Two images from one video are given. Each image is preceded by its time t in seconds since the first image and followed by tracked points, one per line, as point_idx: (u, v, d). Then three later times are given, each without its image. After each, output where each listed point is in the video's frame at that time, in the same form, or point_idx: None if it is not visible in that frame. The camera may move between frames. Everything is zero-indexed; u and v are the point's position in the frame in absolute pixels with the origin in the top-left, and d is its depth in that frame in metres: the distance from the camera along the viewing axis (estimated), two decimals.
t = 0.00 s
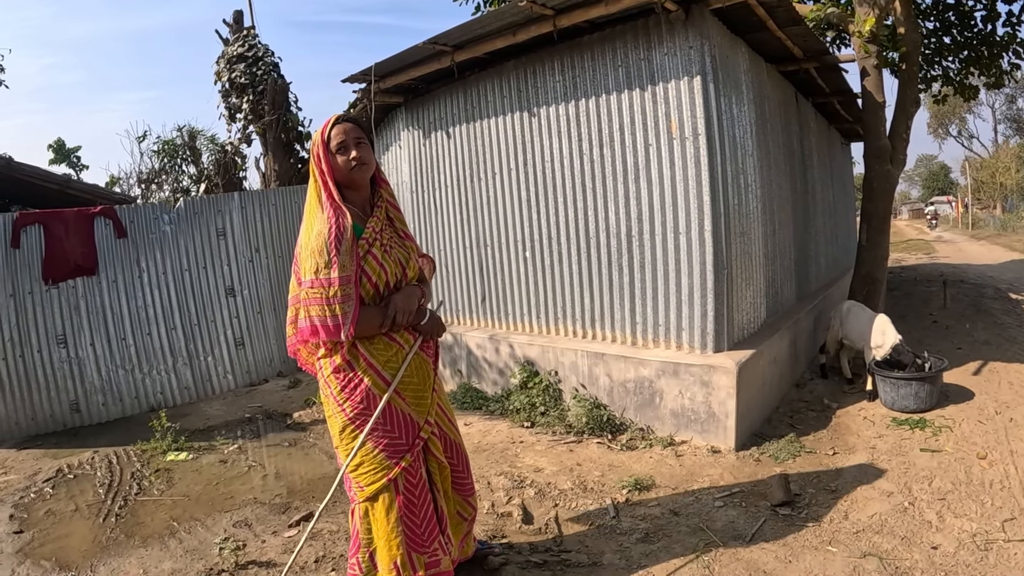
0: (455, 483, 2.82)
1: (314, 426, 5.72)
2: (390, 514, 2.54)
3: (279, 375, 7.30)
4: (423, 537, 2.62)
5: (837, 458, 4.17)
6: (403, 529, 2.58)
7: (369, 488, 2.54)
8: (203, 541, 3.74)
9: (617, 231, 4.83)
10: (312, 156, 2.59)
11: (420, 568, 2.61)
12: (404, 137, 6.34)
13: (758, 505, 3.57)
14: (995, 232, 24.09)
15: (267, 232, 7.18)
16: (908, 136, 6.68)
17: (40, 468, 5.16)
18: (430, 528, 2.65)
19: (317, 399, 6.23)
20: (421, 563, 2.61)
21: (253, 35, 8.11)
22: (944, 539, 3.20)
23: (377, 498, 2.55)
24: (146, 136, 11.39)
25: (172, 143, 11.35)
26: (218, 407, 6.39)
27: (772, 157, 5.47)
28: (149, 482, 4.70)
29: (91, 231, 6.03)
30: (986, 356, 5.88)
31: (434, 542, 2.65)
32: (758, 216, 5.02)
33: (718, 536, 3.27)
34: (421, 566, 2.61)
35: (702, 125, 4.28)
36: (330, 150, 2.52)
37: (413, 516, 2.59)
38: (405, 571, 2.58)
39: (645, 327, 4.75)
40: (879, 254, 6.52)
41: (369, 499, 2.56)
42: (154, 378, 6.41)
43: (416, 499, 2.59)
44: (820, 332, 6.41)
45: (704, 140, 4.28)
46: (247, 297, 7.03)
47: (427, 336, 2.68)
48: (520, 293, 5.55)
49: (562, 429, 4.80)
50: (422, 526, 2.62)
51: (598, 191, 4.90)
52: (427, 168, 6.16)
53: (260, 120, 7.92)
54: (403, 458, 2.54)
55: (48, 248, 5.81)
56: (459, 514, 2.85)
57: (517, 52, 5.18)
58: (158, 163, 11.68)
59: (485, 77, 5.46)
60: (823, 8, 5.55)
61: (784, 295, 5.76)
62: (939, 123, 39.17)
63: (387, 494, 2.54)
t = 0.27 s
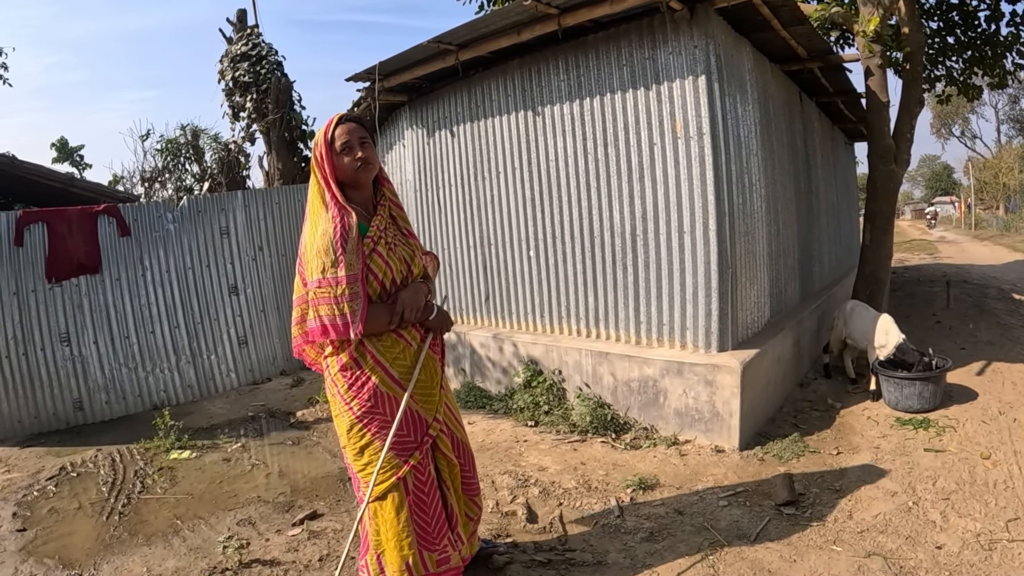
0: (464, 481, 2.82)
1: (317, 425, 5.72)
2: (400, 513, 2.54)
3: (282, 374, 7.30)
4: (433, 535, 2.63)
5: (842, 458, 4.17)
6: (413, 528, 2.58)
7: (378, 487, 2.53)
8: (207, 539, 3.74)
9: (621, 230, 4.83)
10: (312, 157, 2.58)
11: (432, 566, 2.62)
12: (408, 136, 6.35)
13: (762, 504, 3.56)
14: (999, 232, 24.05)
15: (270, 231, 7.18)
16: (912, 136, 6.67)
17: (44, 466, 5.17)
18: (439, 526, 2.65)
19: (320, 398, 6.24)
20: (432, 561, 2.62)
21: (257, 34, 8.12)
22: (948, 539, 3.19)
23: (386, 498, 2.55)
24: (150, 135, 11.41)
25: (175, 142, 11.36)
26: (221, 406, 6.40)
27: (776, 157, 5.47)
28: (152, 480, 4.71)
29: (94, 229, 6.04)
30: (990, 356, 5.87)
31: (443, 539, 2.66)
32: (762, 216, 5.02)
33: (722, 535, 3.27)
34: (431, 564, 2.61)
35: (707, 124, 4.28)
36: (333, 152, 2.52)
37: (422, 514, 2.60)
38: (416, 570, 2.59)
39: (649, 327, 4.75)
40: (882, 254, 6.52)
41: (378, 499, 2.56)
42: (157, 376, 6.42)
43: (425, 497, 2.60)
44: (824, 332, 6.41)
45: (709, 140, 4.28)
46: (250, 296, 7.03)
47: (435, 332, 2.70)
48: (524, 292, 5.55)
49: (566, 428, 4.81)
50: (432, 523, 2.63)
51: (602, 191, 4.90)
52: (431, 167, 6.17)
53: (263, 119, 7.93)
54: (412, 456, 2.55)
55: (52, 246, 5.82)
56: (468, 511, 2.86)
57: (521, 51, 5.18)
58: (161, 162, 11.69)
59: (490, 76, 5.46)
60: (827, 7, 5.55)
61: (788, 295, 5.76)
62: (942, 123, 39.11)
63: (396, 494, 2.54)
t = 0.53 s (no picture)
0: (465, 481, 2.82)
1: (319, 424, 5.73)
2: (399, 512, 2.54)
3: (283, 373, 7.30)
4: (433, 535, 2.63)
5: (843, 456, 4.17)
6: (413, 528, 2.58)
7: (377, 485, 2.54)
8: (209, 538, 3.75)
9: (622, 229, 4.83)
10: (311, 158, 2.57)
11: (431, 567, 2.62)
12: (409, 134, 6.35)
13: (763, 503, 3.57)
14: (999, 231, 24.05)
15: (271, 230, 7.18)
16: (913, 135, 6.67)
17: (46, 465, 5.17)
18: (439, 526, 2.65)
19: (322, 396, 6.24)
20: (431, 561, 2.62)
21: (258, 33, 8.12)
22: (950, 537, 3.19)
23: (386, 496, 2.55)
24: (150, 134, 11.42)
25: (176, 141, 11.37)
26: (223, 405, 6.40)
27: (778, 156, 5.47)
28: (154, 479, 4.71)
29: (96, 229, 6.04)
30: (991, 355, 5.87)
31: (444, 540, 2.66)
32: (764, 214, 5.02)
33: (724, 533, 3.27)
34: (431, 564, 2.61)
35: (708, 122, 4.28)
36: (332, 153, 2.51)
37: (422, 513, 2.60)
38: (415, 570, 2.58)
39: (650, 325, 4.75)
40: (883, 253, 6.52)
41: (377, 497, 2.56)
42: (158, 375, 6.42)
43: (425, 497, 2.59)
44: (825, 331, 6.41)
45: (710, 139, 4.28)
46: (251, 295, 7.03)
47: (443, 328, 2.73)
48: (525, 291, 5.56)
49: (567, 427, 4.82)
50: (432, 524, 2.63)
51: (603, 189, 4.90)
52: (432, 166, 6.17)
53: (264, 118, 7.93)
54: (412, 454, 2.55)
55: (53, 245, 5.83)
56: (471, 511, 2.86)
57: (523, 50, 5.18)
58: (161, 162, 11.70)
59: (491, 75, 5.46)
60: (829, 6, 5.55)
61: (789, 294, 5.76)
62: (942, 122, 39.09)
63: (395, 492, 2.54)
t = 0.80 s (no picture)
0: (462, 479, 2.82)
1: (318, 423, 5.73)
2: (395, 510, 2.54)
3: (282, 372, 7.29)
4: (429, 533, 2.64)
5: (841, 454, 4.18)
6: (409, 526, 2.59)
7: (374, 483, 2.54)
8: (208, 537, 3.75)
9: (620, 227, 4.83)
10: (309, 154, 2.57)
11: (427, 565, 2.62)
12: (407, 133, 6.35)
13: (762, 500, 3.57)
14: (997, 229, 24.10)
15: (269, 230, 7.17)
16: (911, 134, 6.68)
17: (44, 464, 5.17)
18: (435, 524, 2.66)
19: (321, 396, 6.24)
20: (427, 559, 2.63)
21: (256, 32, 8.11)
22: (948, 534, 3.20)
23: (382, 494, 2.56)
24: (148, 134, 11.40)
25: (174, 141, 11.36)
26: (221, 404, 6.40)
27: (776, 154, 5.48)
28: (153, 478, 4.71)
29: (94, 228, 6.04)
30: (989, 353, 5.88)
31: (440, 538, 2.67)
32: (762, 213, 5.02)
33: (722, 531, 3.28)
34: (427, 562, 2.62)
35: (706, 121, 4.28)
36: (331, 149, 2.50)
37: (419, 511, 2.60)
38: (412, 568, 2.59)
39: (648, 324, 4.75)
40: (881, 252, 6.53)
41: (374, 495, 2.57)
42: (156, 375, 6.42)
43: (421, 495, 2.60)
44: (823, 329, 6.42)
45: (708, 137, 4.29)
46: (249, 295, 7.02)
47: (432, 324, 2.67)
48: (523, 289, 5.56)
49: (566, 426, 4.83)
50: (428, 521, 2.63)
51: (601, 188, 4.90)
52: (429, 164, 6.17)
53: (262, 117, 7.92)
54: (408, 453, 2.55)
55: (51, 245, 5.82)
56: (469, 509, 2.86)
57: (520, 48, 5.18)
58: (159, 161, 11.69)
59: (489, 74, 5.46)
60: (826, 5, 5.56)
61: (787, 292, 5.77)
62: (941, 121, 39.14)
63: (392, 490, 2.54)
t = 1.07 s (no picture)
0: (462, 476, 2.83)
1: (316, 423, 5.73)
2: (397, 508, 2.55)
3: (280, 372, 7.29)
4: (432, 529, 2.65)
5: (838, 453, 4.19)
6: (412, 522, 2.60)
7: (376, 483, 2.54)
8: (207, 537, 3.75)
9: (618, 227, 4.84)
10: (311, 149, 2.56)
11: (430, 560, 2.64)
12: (404, 133, 6.35)
13: (760, 499, 3.58)
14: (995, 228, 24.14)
15: (267, 229, 7.17)
16: (908, 133, 6.69)
17: (43, 465, 5.17)
18: (437, 520, 2.67)
19: (319, 395, 6.24)
20: (430, 555, 2.64)
21: (253, 32, 8.11)
22: (945, 532, 3.21)
23: (384, 493, 2.56)
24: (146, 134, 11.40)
25: (172, 141, 11.36)
26: (220, 404, 6.40)
27: (773, 154, 5.49)
28: (152, 478, 4.71)
29: (92, 228, 6.04)
30: (986, 352, 5.90)
31: (442, 533, 2.68)
32: (759, 212, 5.03)
33: (720, 530, 3.28)
34: (430, 558, 2.63)
35: (703, 120, 4.29)
36: (334, 144, 2.50)
37: (420, 508, 2.61)
38: (415, 565, 2.60)
39: (646, 323, 4.76)
40: (878, 251, 6.54)
41: (376, 494, 2.57)
42: (155, 375, 6.42)
43: (423, 491, 2.61)
44: (820, 328, 6.43)
45: (705, 137, 4.29)
46: (247, 294, 7.02)
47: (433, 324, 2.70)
48: (521, 288, 5.56)
49: (564, 425, 4.84)
50: (430, 517, 2.65)
51: (598, 187, 4.91)
52: (427, 164, 6.17)
53: (260, 117, 7.92)
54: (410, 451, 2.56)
55: (49, 245, 5.82)
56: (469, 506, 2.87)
57: (518, 48, 5.18)
58: (157, 161, 11.68)
59: (486, 73, 5.46)
60: (823, 4, 5.56)
61: (784, 291, 5.78)
62: (939, 120, 39.20)
63: (393, 489, 2.55)
